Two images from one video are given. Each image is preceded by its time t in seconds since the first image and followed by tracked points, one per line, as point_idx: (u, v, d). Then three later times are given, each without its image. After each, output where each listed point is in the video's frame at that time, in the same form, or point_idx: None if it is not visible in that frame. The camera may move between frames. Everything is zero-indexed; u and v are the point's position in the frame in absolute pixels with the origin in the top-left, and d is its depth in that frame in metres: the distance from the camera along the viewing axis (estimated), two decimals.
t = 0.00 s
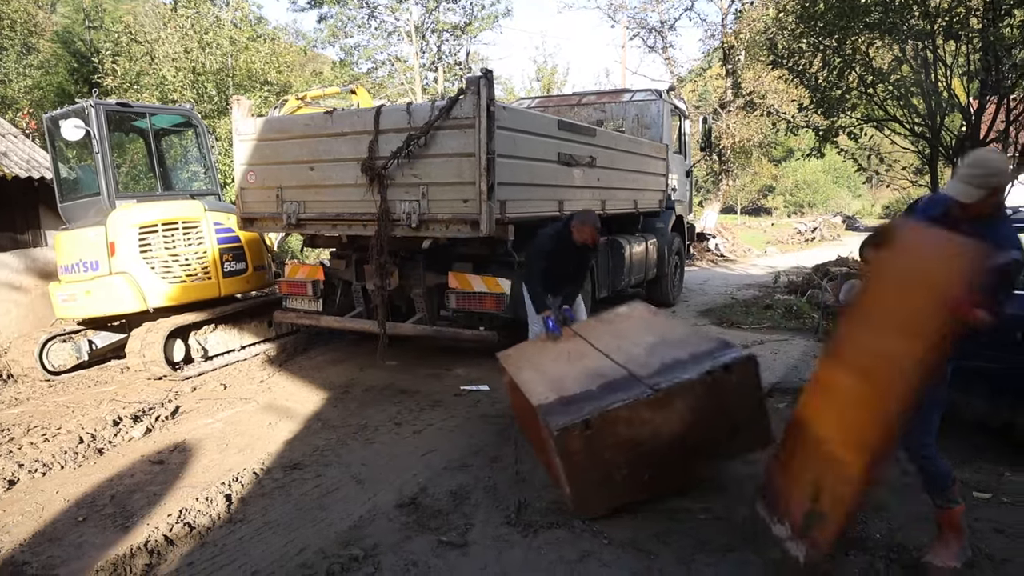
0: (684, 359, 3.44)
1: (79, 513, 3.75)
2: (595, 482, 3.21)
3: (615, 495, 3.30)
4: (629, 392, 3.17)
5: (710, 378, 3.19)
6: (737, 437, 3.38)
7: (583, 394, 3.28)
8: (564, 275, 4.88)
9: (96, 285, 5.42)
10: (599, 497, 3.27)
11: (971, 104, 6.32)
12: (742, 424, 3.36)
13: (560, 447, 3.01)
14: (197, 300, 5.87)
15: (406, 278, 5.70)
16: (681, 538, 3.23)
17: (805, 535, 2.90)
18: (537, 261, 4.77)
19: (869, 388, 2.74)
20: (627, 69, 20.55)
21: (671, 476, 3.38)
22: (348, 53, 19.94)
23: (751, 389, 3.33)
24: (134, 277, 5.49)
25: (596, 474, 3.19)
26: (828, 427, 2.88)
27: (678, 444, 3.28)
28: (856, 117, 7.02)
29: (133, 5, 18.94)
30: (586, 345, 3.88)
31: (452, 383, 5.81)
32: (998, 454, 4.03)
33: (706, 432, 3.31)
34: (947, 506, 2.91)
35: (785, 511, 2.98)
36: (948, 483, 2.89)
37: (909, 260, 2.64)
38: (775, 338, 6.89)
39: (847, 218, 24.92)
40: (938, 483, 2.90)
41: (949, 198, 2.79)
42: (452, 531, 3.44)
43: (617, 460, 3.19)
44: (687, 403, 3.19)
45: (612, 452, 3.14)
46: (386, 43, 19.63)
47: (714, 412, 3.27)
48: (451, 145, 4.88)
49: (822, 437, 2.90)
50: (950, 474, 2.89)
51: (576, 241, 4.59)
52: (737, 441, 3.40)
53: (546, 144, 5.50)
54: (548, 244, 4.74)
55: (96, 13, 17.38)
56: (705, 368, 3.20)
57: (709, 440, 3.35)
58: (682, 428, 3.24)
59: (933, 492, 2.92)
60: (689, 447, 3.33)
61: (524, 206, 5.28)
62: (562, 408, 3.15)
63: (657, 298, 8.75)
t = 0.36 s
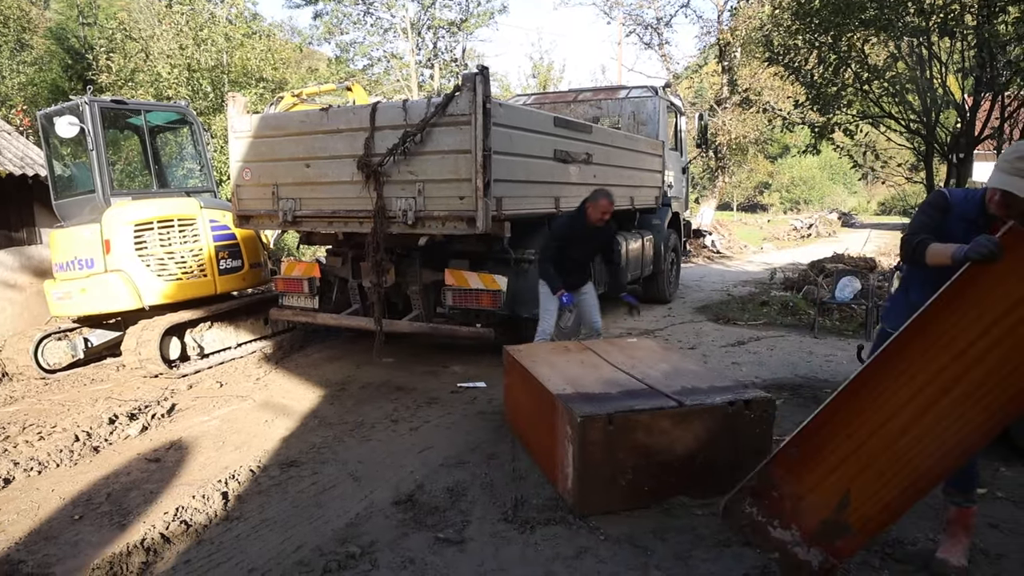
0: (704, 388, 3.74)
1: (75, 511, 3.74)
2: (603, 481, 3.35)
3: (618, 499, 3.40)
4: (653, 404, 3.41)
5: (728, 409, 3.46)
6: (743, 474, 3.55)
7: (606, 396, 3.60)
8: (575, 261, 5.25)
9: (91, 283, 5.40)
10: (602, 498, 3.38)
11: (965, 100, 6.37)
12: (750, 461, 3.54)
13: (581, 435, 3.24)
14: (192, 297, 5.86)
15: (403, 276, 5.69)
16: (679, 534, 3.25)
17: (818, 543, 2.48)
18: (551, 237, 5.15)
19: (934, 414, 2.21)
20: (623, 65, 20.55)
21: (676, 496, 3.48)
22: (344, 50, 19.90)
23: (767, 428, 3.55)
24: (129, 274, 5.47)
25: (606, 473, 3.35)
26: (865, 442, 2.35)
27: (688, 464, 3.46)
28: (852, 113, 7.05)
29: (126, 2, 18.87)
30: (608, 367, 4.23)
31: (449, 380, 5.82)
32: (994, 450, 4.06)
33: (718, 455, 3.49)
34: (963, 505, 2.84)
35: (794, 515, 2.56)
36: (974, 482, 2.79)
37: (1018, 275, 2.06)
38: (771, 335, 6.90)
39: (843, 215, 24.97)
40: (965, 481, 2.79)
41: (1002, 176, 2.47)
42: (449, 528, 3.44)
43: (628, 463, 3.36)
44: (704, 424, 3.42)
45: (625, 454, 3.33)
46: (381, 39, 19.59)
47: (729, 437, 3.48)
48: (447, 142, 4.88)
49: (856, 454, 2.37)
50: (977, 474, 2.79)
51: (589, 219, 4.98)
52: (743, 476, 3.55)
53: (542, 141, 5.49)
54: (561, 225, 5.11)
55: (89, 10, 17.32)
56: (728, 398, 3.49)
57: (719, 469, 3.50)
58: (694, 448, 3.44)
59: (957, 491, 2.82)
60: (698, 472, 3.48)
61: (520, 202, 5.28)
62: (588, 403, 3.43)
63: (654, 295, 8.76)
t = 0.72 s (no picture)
0: (703, 385, 3.75)
1: (71, 510, 3.73)
2: (602, 479, 3.36)
3: (616, 497, 3.41)
4: (651, 402, 3.42)
5: (727, 406, 3.46)
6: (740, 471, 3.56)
7: (604, 394, 3.61)
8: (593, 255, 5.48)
9: (87, 282, 5.38)
10: (600, 496, 3.38)
11: (961, 98, 6.39)
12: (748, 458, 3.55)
13: (580, 433, 3.24)
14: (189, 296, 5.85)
15: (400, 273, 5.68)
16: (677, 531, 3.25)
17: (805, 532, 2.94)
18: (575, 229, 5.35)
19: (881, 386, 2.51)
20: (619, 63, 20.56)
21: (674, 494, 3.49)
22: (340, 47, 19.86)
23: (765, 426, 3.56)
24: (126, 273, 5.46)
25: (605, 471, 3.35)
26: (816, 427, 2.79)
27: (686, 462, 3.46)
28: (848, 111, 7.06)
29: None
30: (605, 365, 4.25)
31: (446, 377, 5.82)
32: (989, 446, 4.10)
33: (716, 453, 3.49)
34: (957, 499, 2.85)
35: (779, 503, 3.03)
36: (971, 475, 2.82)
37: (965, 260, 2.34)
38: (768, 332, 6.92)
39: (839, 212, 25.02)
40: (963, 473, 2.81)
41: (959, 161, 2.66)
42: (447, 525, 3.44)
43: (627, 461, 3.36)
44: (702, 421, 3.43)
45: (624, 452, 3.34)
46: (378, 37, 19.57)
47: (727, 435, 3.49)
48: (445, 139, 4.88)
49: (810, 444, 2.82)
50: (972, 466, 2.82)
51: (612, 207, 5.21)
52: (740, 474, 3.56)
53: (539, 138, 5.49)
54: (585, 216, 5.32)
55: (84, 7, 17.26)
56: (726, 396, 3.49)
57: (717, 466, 3.51)
58: (692, 445, 3.45)
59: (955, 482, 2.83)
60: (696, 469, 3.49)
61: (517, 199, 5.28)
62: (586, 402, 3.43)
63: (651, 292, 8.77)
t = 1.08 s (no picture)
0: (700, 382, 3.75)
1: (68, 512, 3.72)
2: (599, 478, 3.36)
3: (613, 495, 3.40)
4: (649, 400, 3.42)
5: (724, 404, 3.46)
6: (738, 468, 3.56)
7: (601, 392, 3.61)
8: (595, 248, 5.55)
9: (84, 283, 5.37)
10: (598, 495, 3.38)
11: (956, 95, 6.42)
12: (745, 455, 3.56)
13: (577, 431, 3.24)
14: (186, 297, 5.84)
15: (397, 273, 5.67)
16: (674, 529, 3.26)
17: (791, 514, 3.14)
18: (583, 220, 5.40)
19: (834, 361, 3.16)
20: (616, 62, 20.57)
21: (671, 492, 3.49)
22: (336, 47, 19.85)
23: (762, 424, 3.56)
24: (123, 274, 5.45)
25: (603, 470, 3.35)
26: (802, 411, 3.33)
27: (683, 460, 3.46)
28: (844, 108, 7.07)
29: None
30: (603, 363, 4.26)
31: (444, 377, 5.82)
32: (985, 442, 4.13)
33: (713, 451, 3.50)
34: (948, 492, 2.89)
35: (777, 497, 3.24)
36: (961, 466, 2.85)
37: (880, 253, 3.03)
38: (765, 329, 6.93)
39: (836, 210, 25.08)
40: (953, 465, 2.85)
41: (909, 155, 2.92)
42: (445, 525, 3.44)
43: (624, 460, 3.36)
44: (700, 419, 3.43)
45: (621, 450, 3.34)
46: (374, 37, 19.56)
47: (724, 432, 3.50)
48: (441, 139, 4.88)
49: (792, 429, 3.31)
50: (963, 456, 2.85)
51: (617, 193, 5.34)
52: (737, 472, 3.56)
53: (535, 137, 5.49)
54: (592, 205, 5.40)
55: (79, 7, 17.22)
56: (723, 394, 3.49)
57: (714, 464, 3.51)
58: (690, 443, 3.45)
59: (945, 475, 2.87)
60: (694, 468, 3.49)
61: (514, 199, 5.28)
62: (584, 401, 3.43)
63: (648, 291, 8.78)
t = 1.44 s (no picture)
0: (696, 379, 3.76)
1: (65, 512, 3.72)
2: (596, 475, 3.36)
3: (610, 493, 3.41)
4: (645, 398, 3.42)
5: (720, 401, 3.46)
6: (734, 466, 3.57)
7: (597, 390, 3.62)
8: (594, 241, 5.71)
9: (79, 282, 5.37)
10: (595, 493, 3.38)
11: (951, 92, 6.42)
12: (742, 452, 3.56)
13: (574, 429, 3.24)
14: (182, 296, 5.84)
15: (393, 271, 5.67)
16: (671, 526, 3.26)
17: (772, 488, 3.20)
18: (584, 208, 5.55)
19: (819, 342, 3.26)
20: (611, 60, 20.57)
21: (667, 489, 3.49)
22: (331, 46, 19.84)
23: (759, 421, 3.56)
24: (118, 273, 5.44)
25: (599, 467, 3.35)
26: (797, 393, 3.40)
27: (680, 457, 3.46)
28: (839, 105, 7.09)
29: None
30: (599, 361, 4.27)
31: (440, 375, 5.82)
32: (980, 438, 4.15)
33: (710, 448, 3.50)
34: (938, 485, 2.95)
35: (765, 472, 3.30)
36: (945, 457, 2.92)
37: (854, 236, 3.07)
38: (761, 326, 6.94)
39: (831, 207, 25.13)
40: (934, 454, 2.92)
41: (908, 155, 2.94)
42: (442, 523, 3.44)
43: (621, 457, 3.37)
44: (696, 416, 3.43)
45: (618, 447, 3.34)
46: (369, 35, 19.56)
47: (720, 430, 3.50)
48: (436, 137, 4.88)
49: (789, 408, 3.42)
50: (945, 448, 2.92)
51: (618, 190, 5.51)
52: (733, 469, 3.57)
53: (530, 135, 5.49)
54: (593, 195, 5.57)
55: (73, 6, 17.19)
56: (719, 391, 3.49)
57: (711, 461, 3.52)
58: (686, 440, 3.46)
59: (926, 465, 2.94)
60: (690, 465, 3.49)
61: (509, 197, 5.28)
62: (580, 398, 3.44)
63: (644, 288, 8.78)
